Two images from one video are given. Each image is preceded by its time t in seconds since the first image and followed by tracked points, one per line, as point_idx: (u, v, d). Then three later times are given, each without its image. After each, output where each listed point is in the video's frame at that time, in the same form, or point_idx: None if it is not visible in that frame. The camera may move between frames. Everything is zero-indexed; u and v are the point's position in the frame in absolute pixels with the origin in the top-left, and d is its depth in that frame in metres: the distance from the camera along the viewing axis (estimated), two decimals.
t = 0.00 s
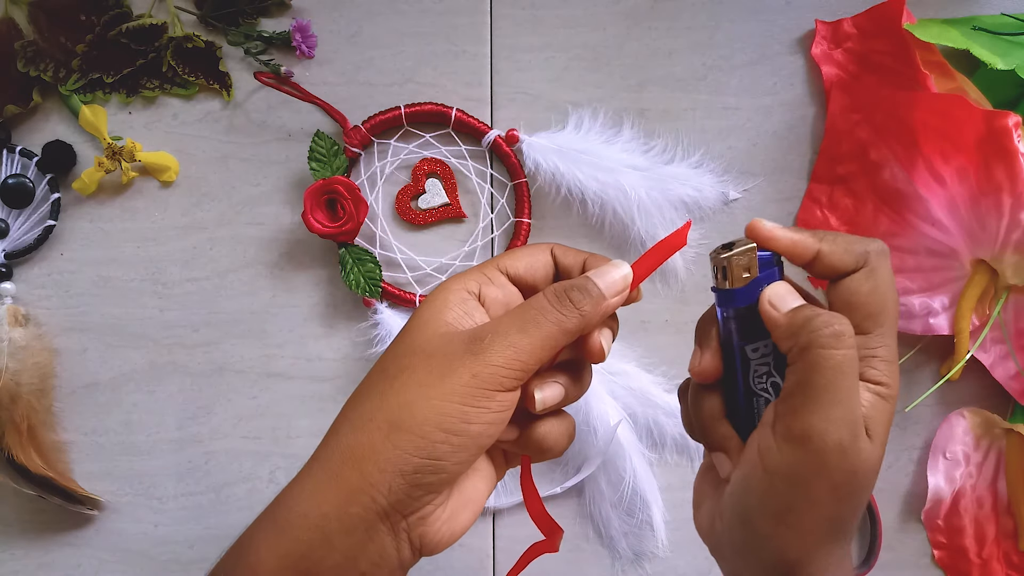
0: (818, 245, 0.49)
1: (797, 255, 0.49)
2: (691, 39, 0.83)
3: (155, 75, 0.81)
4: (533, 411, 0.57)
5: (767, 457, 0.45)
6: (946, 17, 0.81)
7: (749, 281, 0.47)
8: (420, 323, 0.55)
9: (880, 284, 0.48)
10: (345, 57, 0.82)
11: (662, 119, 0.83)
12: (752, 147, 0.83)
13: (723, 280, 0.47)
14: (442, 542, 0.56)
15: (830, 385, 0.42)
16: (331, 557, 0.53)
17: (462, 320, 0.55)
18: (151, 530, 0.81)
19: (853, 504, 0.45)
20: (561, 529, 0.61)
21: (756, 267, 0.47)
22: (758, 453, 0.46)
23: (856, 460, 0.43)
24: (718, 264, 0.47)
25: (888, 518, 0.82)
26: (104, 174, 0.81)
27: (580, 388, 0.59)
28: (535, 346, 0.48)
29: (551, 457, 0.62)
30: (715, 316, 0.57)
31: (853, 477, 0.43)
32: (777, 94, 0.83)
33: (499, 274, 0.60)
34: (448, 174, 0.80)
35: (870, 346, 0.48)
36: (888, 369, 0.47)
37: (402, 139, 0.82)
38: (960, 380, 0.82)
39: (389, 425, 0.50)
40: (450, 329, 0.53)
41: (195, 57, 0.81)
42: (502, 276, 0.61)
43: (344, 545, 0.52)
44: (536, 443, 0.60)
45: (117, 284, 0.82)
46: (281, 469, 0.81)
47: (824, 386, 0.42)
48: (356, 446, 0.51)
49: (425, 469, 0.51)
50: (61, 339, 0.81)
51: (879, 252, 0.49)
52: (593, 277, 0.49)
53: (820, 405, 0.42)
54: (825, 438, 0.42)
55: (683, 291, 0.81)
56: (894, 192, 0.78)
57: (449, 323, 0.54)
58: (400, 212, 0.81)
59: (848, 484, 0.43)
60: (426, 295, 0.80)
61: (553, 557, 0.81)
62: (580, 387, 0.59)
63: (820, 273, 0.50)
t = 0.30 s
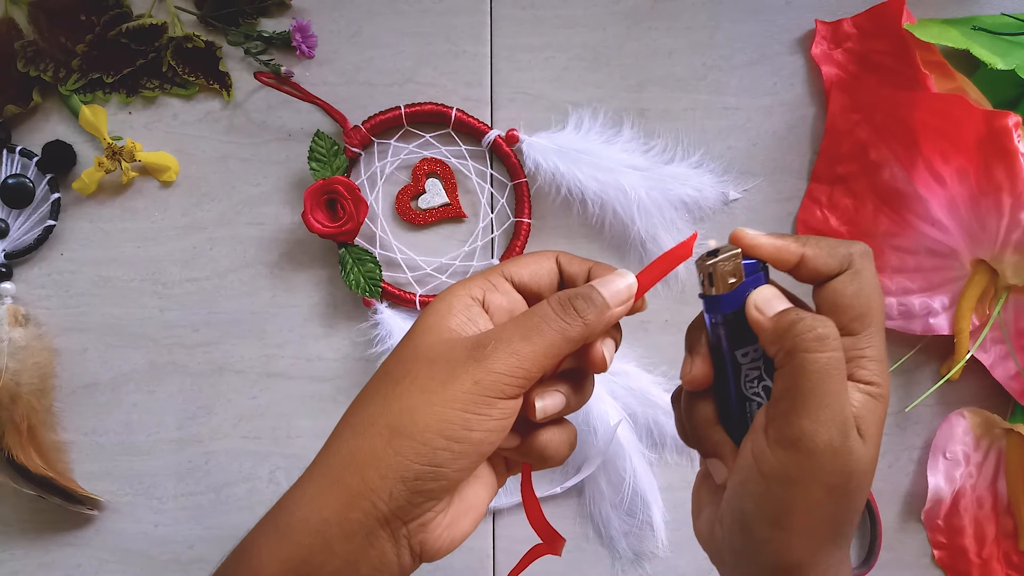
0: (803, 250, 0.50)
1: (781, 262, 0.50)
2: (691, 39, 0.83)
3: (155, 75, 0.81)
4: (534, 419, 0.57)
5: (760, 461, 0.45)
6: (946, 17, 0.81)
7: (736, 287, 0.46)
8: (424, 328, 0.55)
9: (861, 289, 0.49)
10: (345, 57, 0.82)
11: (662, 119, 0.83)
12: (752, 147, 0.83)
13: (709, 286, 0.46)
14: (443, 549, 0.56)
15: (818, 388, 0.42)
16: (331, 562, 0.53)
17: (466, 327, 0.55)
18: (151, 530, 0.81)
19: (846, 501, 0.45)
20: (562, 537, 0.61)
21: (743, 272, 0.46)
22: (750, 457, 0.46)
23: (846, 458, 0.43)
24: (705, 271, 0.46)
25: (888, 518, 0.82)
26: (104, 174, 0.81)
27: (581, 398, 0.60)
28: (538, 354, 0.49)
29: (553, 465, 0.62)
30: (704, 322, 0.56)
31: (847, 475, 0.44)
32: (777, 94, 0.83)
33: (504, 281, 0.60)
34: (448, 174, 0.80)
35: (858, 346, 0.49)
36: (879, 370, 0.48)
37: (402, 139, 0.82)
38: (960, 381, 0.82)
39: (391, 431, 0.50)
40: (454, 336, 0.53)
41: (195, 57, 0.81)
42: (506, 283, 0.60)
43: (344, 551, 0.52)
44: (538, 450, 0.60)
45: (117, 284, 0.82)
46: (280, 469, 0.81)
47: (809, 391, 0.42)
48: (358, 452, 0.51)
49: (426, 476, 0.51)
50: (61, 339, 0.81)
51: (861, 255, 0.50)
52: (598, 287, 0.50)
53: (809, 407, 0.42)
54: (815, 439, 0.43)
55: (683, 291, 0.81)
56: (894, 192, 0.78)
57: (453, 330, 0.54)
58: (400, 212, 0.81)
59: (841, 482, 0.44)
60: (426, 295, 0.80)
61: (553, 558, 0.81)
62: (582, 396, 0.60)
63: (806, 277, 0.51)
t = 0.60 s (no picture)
0: (794, 260, 0.50)
1: (772, 271, 0.51)
2: (691, 39, 0.83)
3: (155, 75, 0.81)
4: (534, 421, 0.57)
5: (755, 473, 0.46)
6: (946, 17, 0.81)
7: (727, 298, 0.47)
8: (426, 327, 0.55)
9: (854, 299, 0.49)
10: (345, 57, 0.82)
11: (662, 118, 0.83)
12: (752, 147, 0.83)
13: (702, 297, 0.48)
14: (442, 548, 0.57)
15: (808, 398, 0.43)
16: (330, 561, 0.52)
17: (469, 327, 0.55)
18: (151, 530, 0.81)
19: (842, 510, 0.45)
20: (560, 537, 0.61)
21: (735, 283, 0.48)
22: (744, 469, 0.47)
23: (839, 467, 0.44)
24: (697, 283, 0.48)
25: (887, 518, 0.82)
26: (104, 175, 0.81)
27: (581, 400, 0.60)
28: (539, 354, 0.49)
29: (553, 466, 0.62)
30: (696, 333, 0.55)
31: (841, 484, 0.44)
32: (777, 94, 0.83)
33: (506, 281, 0.60)
34: (448, 174, 0.80)
35: (850, 355, 0.48)
36: (872, 378, 0.48)
37: (402, 139, 0.82)
38: (960, 381, 0.82)
39: (391, 429, 0.50)
40: (455, 336, 0.53)
41: (195, 57, 0.81)
42: (509, 283, 0.61)
43: (343, 550, 0.52)
44: (538, 451, 0.60)
45: (117, 284, 0.82)
46: (281, 469, 0.81)
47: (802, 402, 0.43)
48: (359, 451, 0.51)
49: (427, 475, 0.51)
50: (61, 339, 0.81)
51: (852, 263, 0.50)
52: (602, 289, 0.50)
53: (801, 418, 0.43)
54: (808, 447, 0.43)
55: (683, 291, 0.81)
56: (894, 192, 0.78)
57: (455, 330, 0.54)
58: (400, 212, 0.81)
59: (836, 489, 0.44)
60: (426, 295, 0.80)
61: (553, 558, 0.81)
62: (582, 398, 0.60)
63: (798, 287, 0.51)
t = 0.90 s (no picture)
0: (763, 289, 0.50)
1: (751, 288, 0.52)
2: (690, 39, 0.83)
3: (155, 75, 0.81)
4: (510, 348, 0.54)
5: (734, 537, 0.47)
6: (946, 18, 0.81)
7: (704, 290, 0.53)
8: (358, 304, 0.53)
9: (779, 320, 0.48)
10: (345, 57, 0.82)
11: (662, 119, 0.83)
12: (752, 147, 0.83)
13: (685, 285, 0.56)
14: (440, 513, 0.56)
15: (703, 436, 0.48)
16: (320, 555, 0.50)
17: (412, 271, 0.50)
18: (152, 530, 0.81)
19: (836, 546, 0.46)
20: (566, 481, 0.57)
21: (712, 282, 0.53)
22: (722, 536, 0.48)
23: (812, 504, 0.45)
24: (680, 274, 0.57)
25: (888, 518, 0.81)
26: (105, 175, 0.81)
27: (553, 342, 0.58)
28: (468, 286, 0.48)
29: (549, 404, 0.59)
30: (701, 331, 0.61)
31: (823, 522, 0.45)
32: (777, 94, 0.83)
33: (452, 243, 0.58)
34: (448, 174, 0.81)
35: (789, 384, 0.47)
36: (806, 392, 0.47)
37: (402, 139, 0.82)
38: (959, 380, 0.82)
39: (345, 401, 0.49)
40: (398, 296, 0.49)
41: (195, 57, 0.81)
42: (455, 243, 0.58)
43: (332, 539, 0.50)
44: (537, 368, 0.57)
45: (117, 284, 0.82)
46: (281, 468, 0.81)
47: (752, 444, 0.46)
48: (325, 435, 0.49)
49: (399, 439, 0.50)
50: (61, 339, 0.81)
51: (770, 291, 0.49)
52: (521, 197, 0.49)
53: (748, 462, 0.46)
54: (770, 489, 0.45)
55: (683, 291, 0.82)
56: (894, 192, 0.78)
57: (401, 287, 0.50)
58: (400, 212, 0.81)
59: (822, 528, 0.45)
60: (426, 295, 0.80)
61: (553, 558, 0.81)
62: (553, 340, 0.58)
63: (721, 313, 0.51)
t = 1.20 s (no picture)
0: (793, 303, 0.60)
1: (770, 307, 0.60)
2: (691, 39, 0.83)
3: (155, 75, 0.81)
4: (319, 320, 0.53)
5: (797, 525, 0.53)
6: (946, 18, 0.81)
7: (720, 345, 0.52)
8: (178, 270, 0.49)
9: (817, 323, 0.60)
10: (345, 58, 0.82)
11: (662, 118, 0.83)
12: (752, 147, 0.83)
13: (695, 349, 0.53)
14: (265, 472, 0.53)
15: (767, 438, 0.50)
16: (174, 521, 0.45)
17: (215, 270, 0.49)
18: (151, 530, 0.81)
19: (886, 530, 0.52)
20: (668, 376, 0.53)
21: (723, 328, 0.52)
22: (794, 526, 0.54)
23: (855, 492, 0.51)
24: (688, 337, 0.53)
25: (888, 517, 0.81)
26: (104, 175, 0.81)
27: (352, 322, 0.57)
28: (310, 250, 0.46)
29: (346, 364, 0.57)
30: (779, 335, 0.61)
31: (858, 498, 0.51)
32: (777, 94, 0.83)
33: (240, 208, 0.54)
34: (448, 174, 0.81)
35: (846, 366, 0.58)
36: (860, 375, 0.57)
37: (402, 139, 0.82)
38: (959, 380, 0.82)
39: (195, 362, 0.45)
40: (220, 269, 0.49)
41: (195, 57, 0.81)
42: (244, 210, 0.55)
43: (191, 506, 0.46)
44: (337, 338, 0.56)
45: (117, 284, 0.82)
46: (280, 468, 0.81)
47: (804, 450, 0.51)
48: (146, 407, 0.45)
49: (228, 393, 0.45)
50: (62, 339, 0.81)
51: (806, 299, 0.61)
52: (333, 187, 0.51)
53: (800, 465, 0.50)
54: (822, 486, 0.51)
55: (683, 291, 0.81)
56: (894, 192, 0.78)
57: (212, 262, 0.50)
58: (400, 212, 0.81)
59: (867, 516, 0.51)
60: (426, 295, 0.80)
61: (553, 558, 0.80)
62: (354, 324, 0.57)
63: (762, 326, 0.61)
